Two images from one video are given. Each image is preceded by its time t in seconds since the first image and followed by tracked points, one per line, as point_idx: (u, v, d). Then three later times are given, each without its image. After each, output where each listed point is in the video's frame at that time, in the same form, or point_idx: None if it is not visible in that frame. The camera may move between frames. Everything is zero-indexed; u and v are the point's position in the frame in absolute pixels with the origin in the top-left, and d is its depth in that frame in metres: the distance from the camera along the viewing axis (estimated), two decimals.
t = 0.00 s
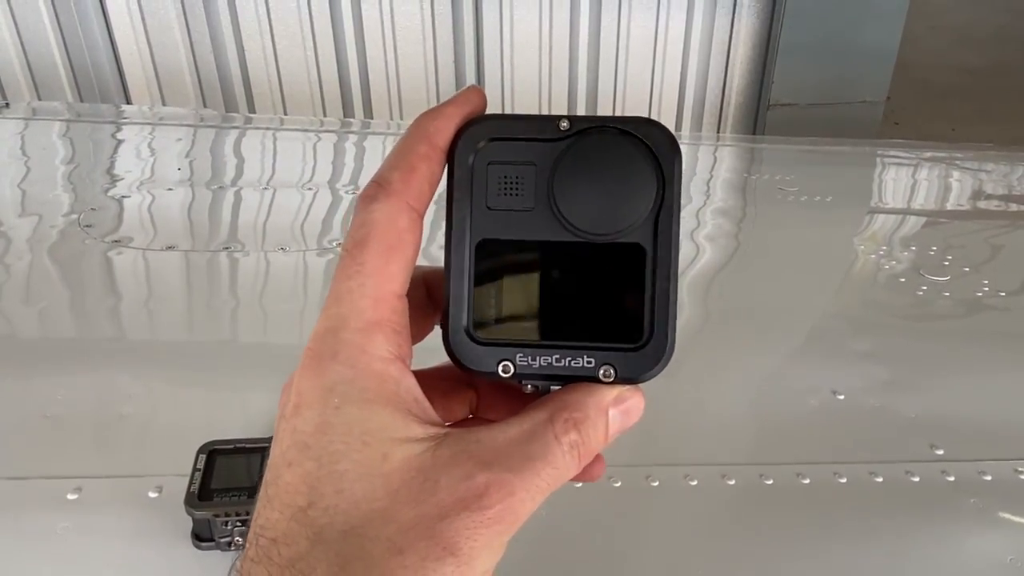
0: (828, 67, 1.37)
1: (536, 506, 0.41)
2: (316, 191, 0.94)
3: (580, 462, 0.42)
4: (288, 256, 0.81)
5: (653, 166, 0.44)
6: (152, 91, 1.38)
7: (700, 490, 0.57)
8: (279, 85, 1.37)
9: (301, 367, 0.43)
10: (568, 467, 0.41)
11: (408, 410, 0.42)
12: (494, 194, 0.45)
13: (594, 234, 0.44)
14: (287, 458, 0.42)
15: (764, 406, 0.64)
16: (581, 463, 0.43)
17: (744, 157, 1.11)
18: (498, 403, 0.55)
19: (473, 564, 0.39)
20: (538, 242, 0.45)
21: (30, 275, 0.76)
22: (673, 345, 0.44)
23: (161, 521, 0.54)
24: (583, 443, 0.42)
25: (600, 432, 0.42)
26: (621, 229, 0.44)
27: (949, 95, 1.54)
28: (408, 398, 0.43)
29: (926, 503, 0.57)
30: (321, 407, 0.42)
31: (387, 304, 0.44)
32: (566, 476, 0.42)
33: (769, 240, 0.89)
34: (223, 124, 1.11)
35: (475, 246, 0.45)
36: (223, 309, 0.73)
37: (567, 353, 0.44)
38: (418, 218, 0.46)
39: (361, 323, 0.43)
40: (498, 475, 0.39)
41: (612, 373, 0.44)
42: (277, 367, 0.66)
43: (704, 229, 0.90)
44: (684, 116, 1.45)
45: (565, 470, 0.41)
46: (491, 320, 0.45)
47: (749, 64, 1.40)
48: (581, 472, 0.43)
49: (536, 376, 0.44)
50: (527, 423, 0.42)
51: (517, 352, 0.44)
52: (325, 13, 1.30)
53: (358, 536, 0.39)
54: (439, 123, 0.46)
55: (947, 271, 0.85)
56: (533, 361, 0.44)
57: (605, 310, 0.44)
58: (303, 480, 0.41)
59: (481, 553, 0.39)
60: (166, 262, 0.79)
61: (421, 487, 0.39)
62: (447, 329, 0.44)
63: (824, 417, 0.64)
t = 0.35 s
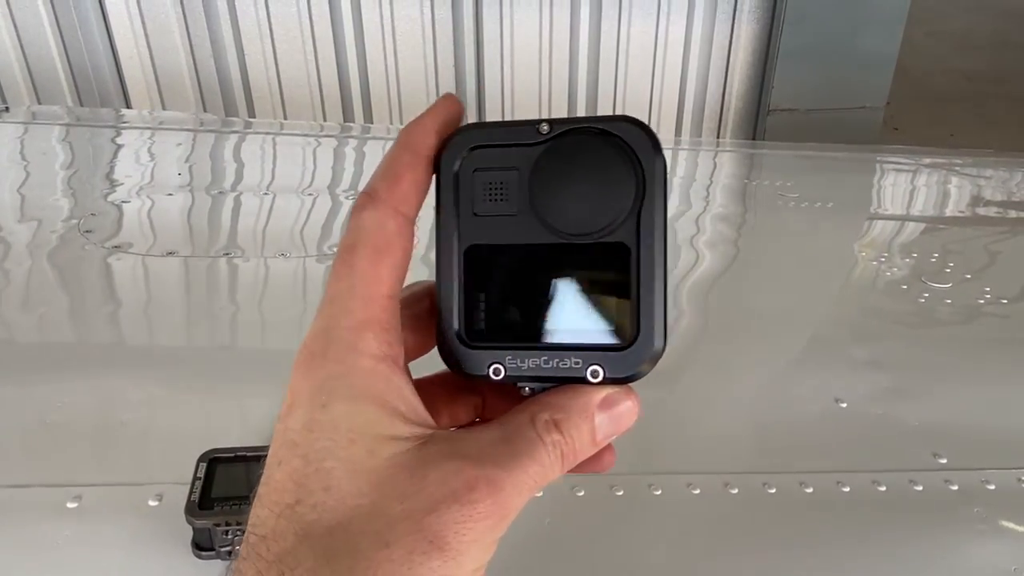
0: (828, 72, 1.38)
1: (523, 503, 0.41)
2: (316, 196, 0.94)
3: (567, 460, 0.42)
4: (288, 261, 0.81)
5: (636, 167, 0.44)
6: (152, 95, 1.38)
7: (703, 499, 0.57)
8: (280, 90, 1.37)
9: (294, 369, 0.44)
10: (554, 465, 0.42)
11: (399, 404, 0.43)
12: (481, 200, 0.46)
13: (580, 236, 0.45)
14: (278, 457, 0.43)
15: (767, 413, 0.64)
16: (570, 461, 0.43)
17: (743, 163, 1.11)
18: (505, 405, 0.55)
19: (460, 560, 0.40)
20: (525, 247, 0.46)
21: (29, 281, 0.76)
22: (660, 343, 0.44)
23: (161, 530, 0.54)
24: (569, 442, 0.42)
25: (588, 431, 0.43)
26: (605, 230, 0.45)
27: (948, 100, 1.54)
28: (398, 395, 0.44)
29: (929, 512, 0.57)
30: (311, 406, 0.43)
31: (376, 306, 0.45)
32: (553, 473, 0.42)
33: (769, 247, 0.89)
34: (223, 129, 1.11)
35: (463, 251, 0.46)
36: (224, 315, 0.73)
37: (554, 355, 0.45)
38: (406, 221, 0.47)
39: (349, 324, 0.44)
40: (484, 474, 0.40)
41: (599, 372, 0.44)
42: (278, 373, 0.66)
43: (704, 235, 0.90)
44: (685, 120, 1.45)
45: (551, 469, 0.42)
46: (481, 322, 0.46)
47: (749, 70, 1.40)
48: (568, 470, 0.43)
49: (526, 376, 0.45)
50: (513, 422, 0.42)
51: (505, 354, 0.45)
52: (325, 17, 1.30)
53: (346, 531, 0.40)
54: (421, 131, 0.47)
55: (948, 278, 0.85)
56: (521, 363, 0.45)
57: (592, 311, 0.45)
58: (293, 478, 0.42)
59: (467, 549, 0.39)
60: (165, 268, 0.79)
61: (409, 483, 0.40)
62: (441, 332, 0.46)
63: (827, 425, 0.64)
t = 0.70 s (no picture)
0: (827, 75, 1.38)
1: (494, 505, 0.41)
2: (317, 198, 0.94)
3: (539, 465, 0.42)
4: (289, 263, 0.81)
5: (574, 163, 0.41)
6: (152, 96, 1.38)
7: (706, 502, 0.57)
8: (281, 92, 1.37)
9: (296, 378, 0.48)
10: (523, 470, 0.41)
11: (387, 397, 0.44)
12: (465, 219, 0.47)
13: (535, 243, 0.43)
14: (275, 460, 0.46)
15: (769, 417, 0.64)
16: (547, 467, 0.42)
17: (743, 166, 1.12)
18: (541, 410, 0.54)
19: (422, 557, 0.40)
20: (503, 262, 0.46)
21: (30, 283, 0.76)
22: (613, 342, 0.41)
23: (163, 533, 0.54)
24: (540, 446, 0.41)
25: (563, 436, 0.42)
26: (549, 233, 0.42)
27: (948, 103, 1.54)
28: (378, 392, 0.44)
29: (932, 516, 0.57)
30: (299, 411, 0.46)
31: (364, 314, 0.47)
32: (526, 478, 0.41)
33: (770, 250, 0.89)
34: (223, 131, 1.12)
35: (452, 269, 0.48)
36: (225, 317, 0.73)
37: (528, 360, 0.44)
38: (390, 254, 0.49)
39: (337, 334, 0.46)
40: (449, 471, 0.40)
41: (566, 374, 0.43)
42: (280, 375, 0.66)
43: (704, 238, 0.90)
44: (685, 122, 1.45)
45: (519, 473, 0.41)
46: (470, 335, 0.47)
47: (749, 72, 1.40)
48: (549, 474, 0.42)
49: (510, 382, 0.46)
50: (492, 425, 0.42)
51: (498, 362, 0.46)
52: (326, 19, 1.30)
53: (313, 527, 0.41)
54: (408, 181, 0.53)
55: (950, 282, 0.85)
56: (504, 370, 0.46)
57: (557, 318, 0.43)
58: (279, 479, 0.44)
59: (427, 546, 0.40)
60: (166, 270, 0.79)
61: (368, 482, 0.41)
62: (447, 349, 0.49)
63: (829, 428, 0.64)
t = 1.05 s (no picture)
0: (829, 79, 1.38)
1: (427, 496, 0.40)
2: (319, 202, 0.94)
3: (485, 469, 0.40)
4: (292, 268, 0.80)
5: (528, 167, 0.37)
6: (152, 98, 1.38)
7: (714, 510, 0.56)
8: (282, 94, 1.37)
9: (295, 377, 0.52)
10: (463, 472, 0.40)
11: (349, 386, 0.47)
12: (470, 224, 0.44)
13: (502, 251, 0.40)
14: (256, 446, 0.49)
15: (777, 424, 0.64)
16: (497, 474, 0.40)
17: (744, 170, 1.11)
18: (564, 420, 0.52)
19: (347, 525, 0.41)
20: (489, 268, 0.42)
21: (30, 289, 0.75)
22: (555, 357, 0.36)
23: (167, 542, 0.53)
24: (489, 448, 0.40)
25: (519, 446, 0.39)
26: (507, 240, 0.38)
27: (949, 106, 1.54)
28: (344, 377, 0.47)
29: (943, 524, 0.57)
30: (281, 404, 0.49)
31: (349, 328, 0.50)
32: (468, 479, 0.40)
33: (774, 254, 0.89)
34: (224, 134, 1.11)
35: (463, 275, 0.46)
36: (226, 322, 0.72)
37: (502, 365, 0.42)
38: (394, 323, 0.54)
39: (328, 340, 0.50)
40: (379, 461, 0.41)
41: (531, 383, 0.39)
42: (283, 381, 0.66)
43: (705, 243, 0.90)
44: (687, 126, 1.45)
45: (457, 473, 0.40)
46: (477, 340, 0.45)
47: (750, 76, 1.40)
48: (509, 480, 0.41)
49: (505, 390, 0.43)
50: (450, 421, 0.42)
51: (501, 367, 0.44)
52: (327, 22, 1.30)
53: (255, 503, 0.44)
54: (436, 256, 0.57)
55: (957, 288, 0.85)
56: (492, 375, 0.44)
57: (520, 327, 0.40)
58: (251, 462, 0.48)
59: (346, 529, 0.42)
60: (167, 275, 0.79)
61: (309, 467, 0.43)
62: (465, 353, 0.47)
63: (838, 435, 0.63)
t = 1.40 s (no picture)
0: (830, 81, 1.38)
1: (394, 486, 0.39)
2: (320, 205, 0.94)
3: (446, 450, 0.39)
4: (293, 272, 0.80)
5: (469, 191, 0.40)
6: (152, 99, 1.37)
7: (723, 519, 0.56)
8: (282, 96, 1.37)
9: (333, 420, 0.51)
10: (428, 453, 0.39)
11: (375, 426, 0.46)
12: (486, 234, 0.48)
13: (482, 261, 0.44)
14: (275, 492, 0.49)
15: (785, 430, 0.63)
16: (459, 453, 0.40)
17: (746, 173, 1.11)
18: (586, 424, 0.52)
19: (325, 531, 0.39)
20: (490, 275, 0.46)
21: (31, 292, 0.75)
22: (486, 359, 0.40)
23: (169, 551, 0.52)
24: (441, 416, 0.38)
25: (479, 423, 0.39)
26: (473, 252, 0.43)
27: (951, 109, 1.54)
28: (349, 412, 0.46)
29: (954, 533, 0.56)
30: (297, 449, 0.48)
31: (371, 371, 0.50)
32: (430, 457, 0.39)
33: (778, 258, 0.88)
34: (224, 136, 1.11)
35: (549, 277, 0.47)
36: (228, 326, 0.72)
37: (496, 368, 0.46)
38: (432, 364, 0.54)
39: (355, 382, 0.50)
40: (335, 463, 0.40)
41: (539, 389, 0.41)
42: (285, 386, 0.65)
43: (706, 246, 0.89)
44: (688, 128, 1.45)
45: (423, 456, 0.39)
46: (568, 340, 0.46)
47: (752, 78, 1.40)
48: (472, 447, 0.39)
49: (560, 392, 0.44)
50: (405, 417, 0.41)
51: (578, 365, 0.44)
52: (328, 25, 1.29)
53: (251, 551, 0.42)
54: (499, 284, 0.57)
55: (963, 292, 0.84)
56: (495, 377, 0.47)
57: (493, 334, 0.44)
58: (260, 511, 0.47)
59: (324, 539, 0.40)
60: (167, 279, 0.78)
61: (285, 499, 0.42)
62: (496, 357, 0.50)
63: (846, 442, 0.63)
